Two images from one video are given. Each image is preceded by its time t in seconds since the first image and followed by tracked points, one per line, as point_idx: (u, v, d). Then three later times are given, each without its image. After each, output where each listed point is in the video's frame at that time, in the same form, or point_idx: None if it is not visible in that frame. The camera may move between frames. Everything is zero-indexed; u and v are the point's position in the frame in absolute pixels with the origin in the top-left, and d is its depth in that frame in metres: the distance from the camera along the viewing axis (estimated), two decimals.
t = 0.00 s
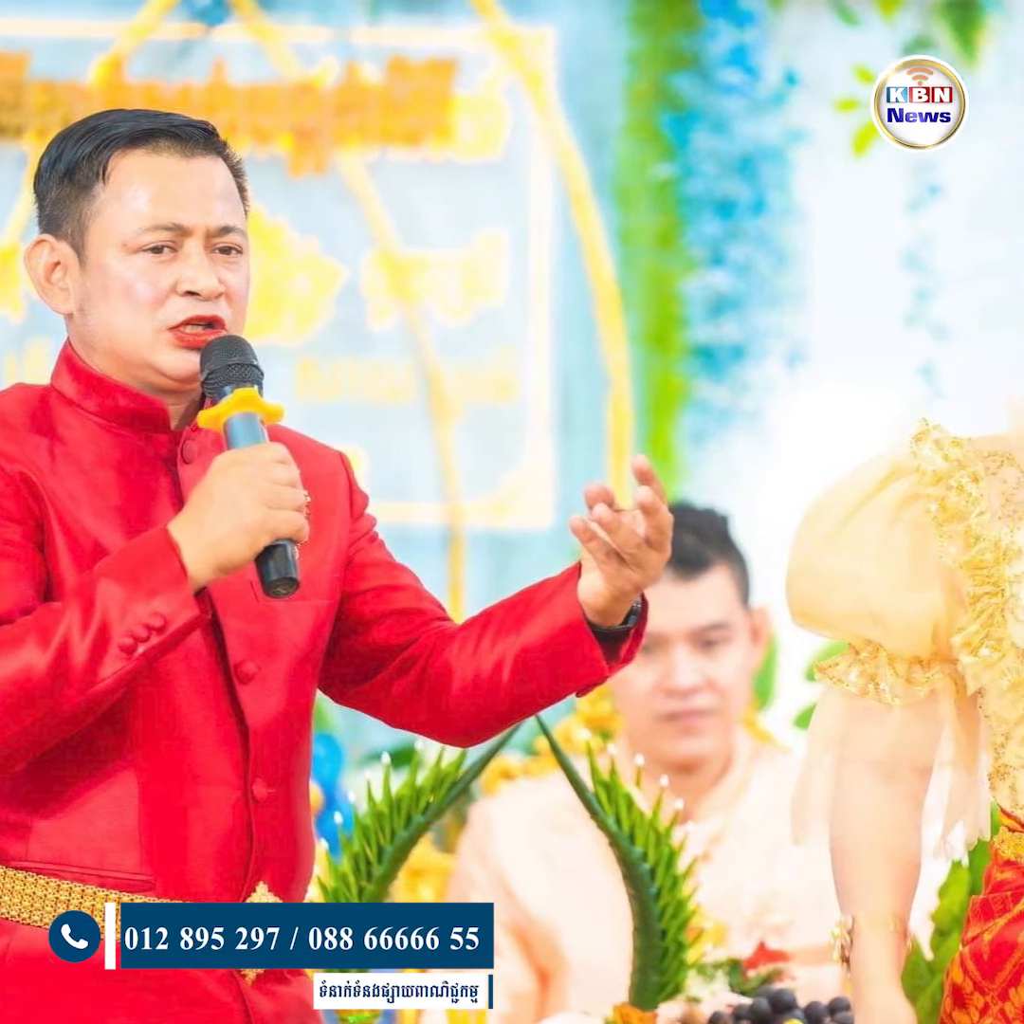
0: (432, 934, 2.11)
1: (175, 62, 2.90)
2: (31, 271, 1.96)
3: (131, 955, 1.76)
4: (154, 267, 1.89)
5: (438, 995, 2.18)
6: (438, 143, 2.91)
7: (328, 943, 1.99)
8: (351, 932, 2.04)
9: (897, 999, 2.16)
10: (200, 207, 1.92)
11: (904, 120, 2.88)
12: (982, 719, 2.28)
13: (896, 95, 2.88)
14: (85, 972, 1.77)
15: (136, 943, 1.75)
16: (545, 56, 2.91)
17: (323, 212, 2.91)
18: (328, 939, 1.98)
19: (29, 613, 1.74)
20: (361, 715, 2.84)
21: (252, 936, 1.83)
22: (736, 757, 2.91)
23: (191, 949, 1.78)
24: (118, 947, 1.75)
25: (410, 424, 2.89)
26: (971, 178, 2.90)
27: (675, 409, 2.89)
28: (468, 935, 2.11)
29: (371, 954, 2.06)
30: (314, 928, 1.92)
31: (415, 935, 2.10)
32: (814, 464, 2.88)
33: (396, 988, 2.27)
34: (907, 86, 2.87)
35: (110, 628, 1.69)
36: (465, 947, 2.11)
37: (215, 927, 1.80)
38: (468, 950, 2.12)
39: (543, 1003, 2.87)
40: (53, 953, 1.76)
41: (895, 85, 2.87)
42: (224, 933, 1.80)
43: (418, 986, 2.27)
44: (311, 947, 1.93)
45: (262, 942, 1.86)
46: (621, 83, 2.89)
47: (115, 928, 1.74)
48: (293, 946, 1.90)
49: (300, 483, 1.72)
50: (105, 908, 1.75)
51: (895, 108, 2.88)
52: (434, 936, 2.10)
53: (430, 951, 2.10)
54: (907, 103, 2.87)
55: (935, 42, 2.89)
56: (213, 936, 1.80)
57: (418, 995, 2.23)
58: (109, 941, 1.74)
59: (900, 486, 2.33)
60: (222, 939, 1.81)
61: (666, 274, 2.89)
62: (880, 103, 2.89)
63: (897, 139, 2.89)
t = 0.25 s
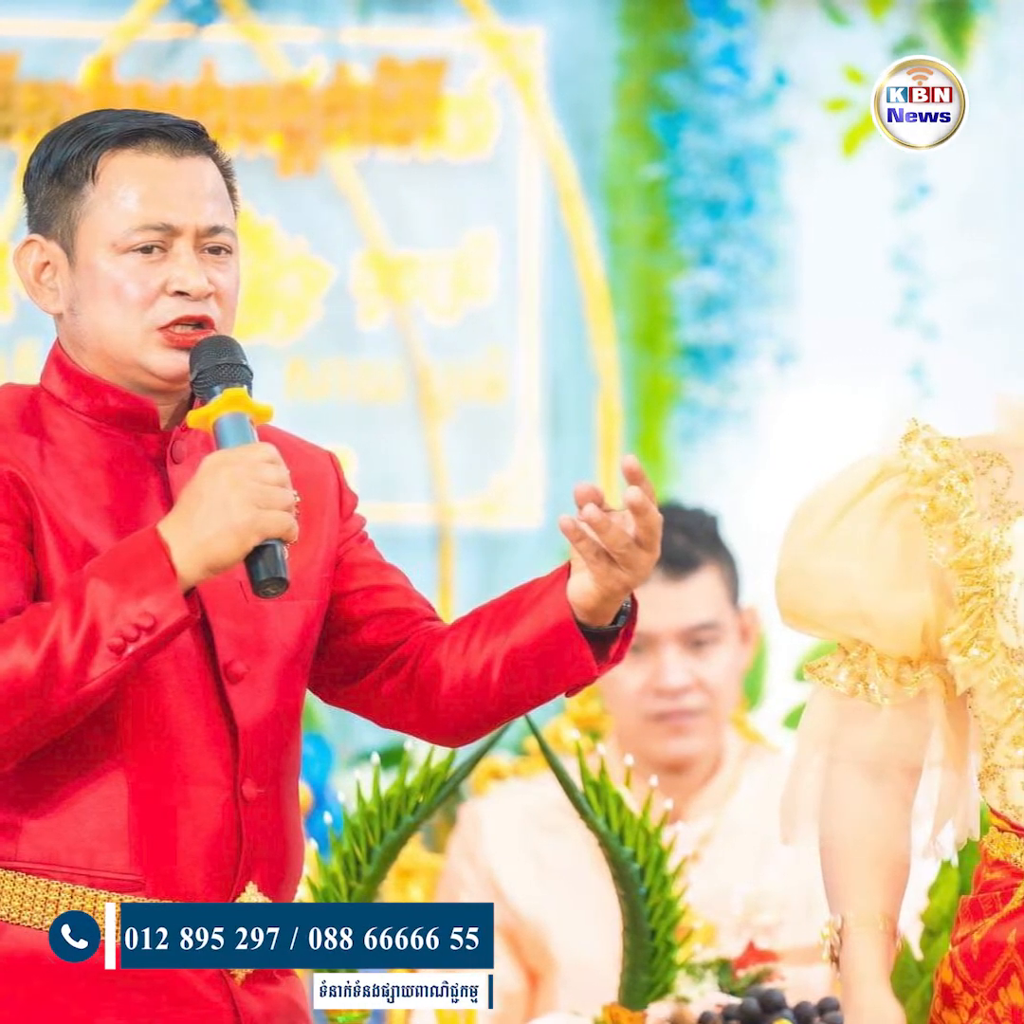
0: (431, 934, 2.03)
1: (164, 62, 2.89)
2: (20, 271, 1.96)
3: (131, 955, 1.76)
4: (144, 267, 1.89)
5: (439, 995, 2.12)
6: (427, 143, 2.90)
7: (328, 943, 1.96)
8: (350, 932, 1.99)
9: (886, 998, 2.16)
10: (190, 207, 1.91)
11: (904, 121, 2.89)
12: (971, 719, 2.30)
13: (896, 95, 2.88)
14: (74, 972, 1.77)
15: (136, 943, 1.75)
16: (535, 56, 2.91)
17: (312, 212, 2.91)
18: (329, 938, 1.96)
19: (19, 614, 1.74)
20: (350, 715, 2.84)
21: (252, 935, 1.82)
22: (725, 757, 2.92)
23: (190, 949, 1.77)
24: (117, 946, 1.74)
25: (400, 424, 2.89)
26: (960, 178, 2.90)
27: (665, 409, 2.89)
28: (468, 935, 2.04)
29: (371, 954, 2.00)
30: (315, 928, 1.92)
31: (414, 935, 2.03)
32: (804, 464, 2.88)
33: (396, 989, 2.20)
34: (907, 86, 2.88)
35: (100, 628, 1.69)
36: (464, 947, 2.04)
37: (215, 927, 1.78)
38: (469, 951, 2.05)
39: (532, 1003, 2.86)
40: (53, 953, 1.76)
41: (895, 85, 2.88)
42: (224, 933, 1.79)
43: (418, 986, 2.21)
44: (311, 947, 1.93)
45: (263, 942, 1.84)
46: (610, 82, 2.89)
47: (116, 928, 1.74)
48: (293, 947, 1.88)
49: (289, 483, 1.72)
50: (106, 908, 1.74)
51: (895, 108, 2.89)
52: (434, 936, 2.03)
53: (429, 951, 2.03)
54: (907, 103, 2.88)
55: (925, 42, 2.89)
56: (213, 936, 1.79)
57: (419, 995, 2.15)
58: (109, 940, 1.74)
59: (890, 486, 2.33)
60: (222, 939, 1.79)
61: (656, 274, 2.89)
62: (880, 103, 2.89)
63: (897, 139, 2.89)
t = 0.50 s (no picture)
0: (432, 935, 2.07)
1: (154, 62, 2.89)
2: (9, 271, 1.95)
3: (131, 955, 1.76)
4: (133, 267, 1.89)
5: (440, 993, 2.22)
6: (417, 144, 2.90)
7: (328, 943, 2.00)
8: (351, 933, 2.02)
9: (875, 998, 2.18)
10: (180, 207, 1.91)
11: (904, 120, 2.89)
12: (961, 719, 2.31)
13: (896, 95, 2.89)
14: (63, 971, 1.76)
15: (136, 943, 1.75)
16: (524, 56, 2.91)
17: (302, 212, 2.91)
18: (328, 938, 2.00)
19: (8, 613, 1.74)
20: (340, 714, 2.84)
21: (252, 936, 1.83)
22: (715, 756, 2.92)
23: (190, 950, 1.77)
24: (118, 947, 1.74)
25: (389, 423, 2.89)
26: (950, 177, 2.90)
27: (655, 409, 2.89)
28: (468, 935, 2.08)
29: (371, 954, 2.04)
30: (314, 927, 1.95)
31: (415, 936, 2.06)
32: (793, 463, 2.88)
33: (395, 988, 2.32)
34: (907, 86, 2.89)
35: (90, 627, 1.69)
36: (464, 947, 2.08)
37: (215, 927, 1.79)
38: (469, 950, 2.08)
39: (522, 1004, 2.86)
40: (53, 953, 1.76)
41: (895, 84, 2.89)
42: (224, 933, 1.80)
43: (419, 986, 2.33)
44: (311, 947, 1.96)
45: (263, 942, 1.86)
46: (600, 82, 2.89)
47: (116, 928, 1.74)
48: (292, 945, 1.90)
49: (279, 482, 1.72)
50: (105, 908, 1.75)
51: (895, 108, 2.89)
52: (434, 936, 2.06)
53: (430, 951, 2.06)
54: (907, 103, 2.89)
55: (914, 42, 2.90)
56: (213, 936, 1.79)
57: (419, 995, 2.28)
58: (110, 940, 1.74)
59: (879, 487, 2.34)
60: (222, 939, 1.80)
61: (645, 274, 2.90)
62: (880, 103, 2.89)
63: (897, 139, 2.90)
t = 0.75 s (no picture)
0: (432, 934, 2.17)
1: (143, 62, 2.89)
2: None
3: (131, 955, 1.76)
4: (123, 267, 1.89)
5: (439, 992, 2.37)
6: (406, 143, 2.91)
7: (328, 943, 2.13)
8: (351, 932, 2.15)
9: (865, 998, 2.18)
10: (170, 207, 1.91)
11: (904, 120, 2.89)
12: (950, 719, 2.31)
13: (896, 95, 2.89)
14: (53, 971, 1.76)
15: (136, 942, 1.75)
16: (514, 56, 2.91)
17: (291, 212, 2.91)
18: (329, 938, 2.13)
19: None
20: (329, 714, 2.84)
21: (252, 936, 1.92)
22: (704, 756, 2.92)
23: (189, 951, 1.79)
24: (118, 947, 1.75)
25: (379, 423, 2.89)
26: (940, 177, 2.90)
27: (645, 409, 2.89)
28: (467, 935, 2.18)
29: (372, 954, 2.15)
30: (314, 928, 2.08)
31: (415, 935, 2.17)
32: (783, 463, 2.88)
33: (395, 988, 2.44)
34: (907, 86, 2.88)
35: (79, 628, 1.69)
36: (464, 947, 2.18)
37: (215, 927, 1.80)
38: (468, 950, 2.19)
39: (511, 1004, 2.86)
40: (53, 953, 1.76)
41: (895, 85, 2.88)
42: (224, 933, 1.81)
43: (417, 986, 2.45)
44: (313, 947, 2.09)
45: (263, 943, 1.90)
46: (589, 82, 2.89)
47: (116, 928, 1.74)
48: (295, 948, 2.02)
49: (269, 482, 1.72)
50: (106, 908, 1.75)
51: (895, 108, 2.89)
52: (434, 936, 2.17)
53: (429, 950, 2.17)
54: (907, 103, 2.89)
55: (904, 42, 2.90)
56: (213, 936, 1.81)
57: (419, 994, 2.40)
58: (109, 939, 1.74)
59: (869, 487, 2.33)
60: (223, 939, 1.82)
61: (635, 274, 2.90)
62: (880, 102, 2.89)
63: (897, 139, 2.89)
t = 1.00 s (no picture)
0: (432, 934, 2.11)
1: (132, 62, 2.89)
2: None
3: (131, 955, 1.76)
4: (112, 267, 1.89)
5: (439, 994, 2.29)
6: (396, 143, 2.90)
7: (328, 943, 2.07)
8: (351, 932, 2.09)
9: (854, 998, 2.16)
10: (159, 207, 1.92)
11: (904, 120, 2.89)
12: (940, 719, 2.30)
13: (896, 95, 2.89)
14: (42, 972, 1.76)
15: (135, 942, 1.75)
16: (503, 56, 2.91)
17: (280, 212, 2.91)
18: (328, 938, 2.08)
19: None
20: (318, 714, 2.84)
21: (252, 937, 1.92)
22: (694, 756, 2.92)
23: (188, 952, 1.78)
24: (118, 947, 1.75)
25: (368, 423, 2.89)
26: (930, 177, 2.90)
27: (634, 409, 2.89)
28: (468, 935, 2.12)
29: (372, 953, 2.09)
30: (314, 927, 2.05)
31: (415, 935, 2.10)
32: (773, 463, 2.88)
33: (395, 989, 2.42)
34: (907, 86, 2.88)
35: (68, 628, 1.69)
36: (464, 947, 2.12)
37: (215, 927, 1.80)
38: (468, 950, 2.13)
39: (501, 1004, 2.86)
40: (53, 953, 1.76)
41: (895, 85, 2.88)
42: (224, 933, 1.81)
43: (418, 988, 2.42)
44: (311, 948, 2.06)
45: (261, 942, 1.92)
46: (579, 82, 2.89)
47: (117, 932, 1.74)
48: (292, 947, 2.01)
49: (258, 482, 1.72)
50: (106, 908, 1.75)
51: (895, 108, 2.89)
52: (434, 936, 2.11)
53: (429, 951, 2.11)
54: (907, 103, 2.88)
55: (894, 41, 2.90)
56: (212, 936, 1.81)
57: (418, 995, 2.35)
58: (110, 938, 1.74)
59: (858, 486, 2.34)
60: (223, 939, 1.83)
61: (624, 274, 2.90)
62: (880, 103, 2.89)
63: (897, 139, 2.89)
